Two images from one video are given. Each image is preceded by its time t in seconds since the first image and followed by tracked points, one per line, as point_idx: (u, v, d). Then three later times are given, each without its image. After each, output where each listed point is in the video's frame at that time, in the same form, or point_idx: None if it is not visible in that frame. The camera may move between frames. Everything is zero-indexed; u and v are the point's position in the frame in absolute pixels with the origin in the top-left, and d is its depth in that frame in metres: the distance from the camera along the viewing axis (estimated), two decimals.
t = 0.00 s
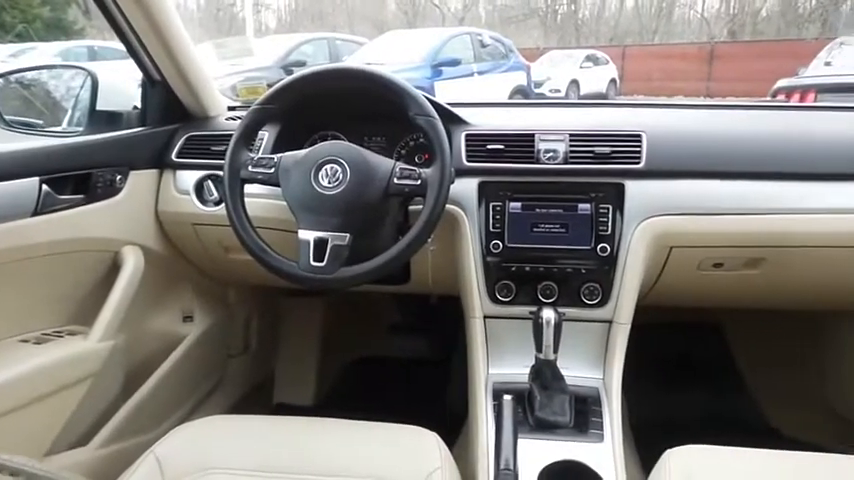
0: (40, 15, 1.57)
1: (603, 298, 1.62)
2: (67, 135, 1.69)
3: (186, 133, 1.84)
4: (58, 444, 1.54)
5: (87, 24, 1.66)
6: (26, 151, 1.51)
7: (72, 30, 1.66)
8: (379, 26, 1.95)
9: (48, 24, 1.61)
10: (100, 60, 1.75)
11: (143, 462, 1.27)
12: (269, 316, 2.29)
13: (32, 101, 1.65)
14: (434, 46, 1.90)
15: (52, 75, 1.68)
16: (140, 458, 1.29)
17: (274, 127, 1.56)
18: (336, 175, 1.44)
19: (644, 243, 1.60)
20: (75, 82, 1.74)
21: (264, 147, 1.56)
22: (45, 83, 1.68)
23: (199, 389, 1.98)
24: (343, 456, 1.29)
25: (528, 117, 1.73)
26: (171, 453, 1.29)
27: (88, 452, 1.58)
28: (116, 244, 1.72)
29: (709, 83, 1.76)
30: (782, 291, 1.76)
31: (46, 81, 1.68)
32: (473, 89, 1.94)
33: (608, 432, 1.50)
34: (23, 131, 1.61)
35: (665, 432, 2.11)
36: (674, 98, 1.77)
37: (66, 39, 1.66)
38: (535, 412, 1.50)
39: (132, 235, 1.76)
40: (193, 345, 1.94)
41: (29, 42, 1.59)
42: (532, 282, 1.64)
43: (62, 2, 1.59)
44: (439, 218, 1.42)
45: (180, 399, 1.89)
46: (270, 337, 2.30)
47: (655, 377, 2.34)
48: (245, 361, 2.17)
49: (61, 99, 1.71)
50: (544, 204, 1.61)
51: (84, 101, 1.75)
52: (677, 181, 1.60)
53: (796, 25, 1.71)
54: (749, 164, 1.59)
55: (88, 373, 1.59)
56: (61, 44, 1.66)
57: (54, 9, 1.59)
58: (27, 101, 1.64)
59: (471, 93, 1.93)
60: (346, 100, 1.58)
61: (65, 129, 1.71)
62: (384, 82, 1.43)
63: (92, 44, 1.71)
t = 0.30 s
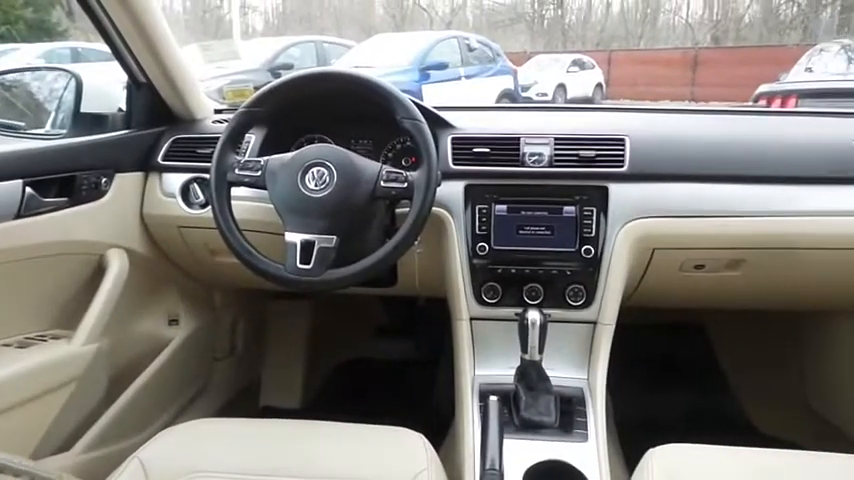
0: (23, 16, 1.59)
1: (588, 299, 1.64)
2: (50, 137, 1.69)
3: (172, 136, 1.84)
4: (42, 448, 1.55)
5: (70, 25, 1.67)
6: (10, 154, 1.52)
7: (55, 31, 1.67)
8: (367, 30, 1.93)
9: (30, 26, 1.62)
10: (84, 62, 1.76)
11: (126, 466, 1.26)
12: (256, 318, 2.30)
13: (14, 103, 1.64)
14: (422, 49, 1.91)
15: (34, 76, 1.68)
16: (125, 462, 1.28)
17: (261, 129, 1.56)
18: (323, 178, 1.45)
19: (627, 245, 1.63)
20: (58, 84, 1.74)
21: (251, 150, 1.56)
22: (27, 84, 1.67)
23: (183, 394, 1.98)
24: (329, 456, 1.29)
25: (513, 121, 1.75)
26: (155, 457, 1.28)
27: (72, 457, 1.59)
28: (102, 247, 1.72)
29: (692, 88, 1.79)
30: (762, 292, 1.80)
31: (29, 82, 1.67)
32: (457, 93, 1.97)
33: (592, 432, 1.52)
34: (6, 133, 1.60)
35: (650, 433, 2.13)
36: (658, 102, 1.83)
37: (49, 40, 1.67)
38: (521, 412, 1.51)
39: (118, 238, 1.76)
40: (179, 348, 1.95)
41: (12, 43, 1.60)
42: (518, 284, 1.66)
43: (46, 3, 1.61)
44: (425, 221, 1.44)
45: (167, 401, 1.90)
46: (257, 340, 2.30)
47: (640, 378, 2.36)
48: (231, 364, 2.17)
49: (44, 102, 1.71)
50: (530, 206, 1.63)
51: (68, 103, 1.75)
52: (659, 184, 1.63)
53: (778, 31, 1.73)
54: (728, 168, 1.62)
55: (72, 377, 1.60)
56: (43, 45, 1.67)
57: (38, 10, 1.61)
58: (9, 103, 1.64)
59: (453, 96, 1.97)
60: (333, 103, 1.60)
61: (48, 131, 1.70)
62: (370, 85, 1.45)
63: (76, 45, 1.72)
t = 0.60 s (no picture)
0: (3, 17, 1.58)
1: (573, 302, 1.66)
2: (33, 140, 1.66)
3: (157, 139, 1.84)
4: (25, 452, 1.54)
5: (51, 27, 1.66)
6: None
7: (37, 33, 1.65)
8: (352, 34, 1.96)
9: (11, 27, 1.60)
10: (65, 63, 1.75)
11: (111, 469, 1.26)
12: (241, 322, 2.29)
13: None
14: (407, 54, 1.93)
15: (15, 78, 1.66)
16: (110, 466, 1.27)
17: (246, 133, 1.55)
18: (310, 181, 1.45)
19: (611, 249, 1.64)
20: (39, 87, 1.72)
21: (237, 153, 1.56)
22: (8, 86, 1.65)
23: (167, 400, 1.96)
24: (317, 457, 1.28)
25: (499, 125, 1.76)
26: (140, 461, 1.27)
27: (55, 461, 1.58)
28: (86, 250, 1.71)
29: (676, 94, 1.80)
30: (744, 295, 1.82)
31: (9, 85, 1.65)
32: (446, 97, 1.97)
33: (577, 434, 1.53)
34: None
35: (635, 434, 2.14)
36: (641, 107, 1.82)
37: (30, 42, 1.65)
38: (507, 415, 1.53)
39: (103, 242, 1.76)
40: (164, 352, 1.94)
41: None
42: (504, 287, 1.67)
43: (28, 5, 1.59)
44: (412, 224, 1.44)
45: (152, 406, 1.89)
46: (242, 344, 2.30)
47: (625, 382, 2.38)
48: (216, 368, 2.17)
49: (25, 104, 1.69)
50: (515, 210, 1.64)
51: (50, 105, 1.73)
52: (643, 188, 1.64)
53: (759, 38, 1.75)
54: (711, 172, 1.65)
55: (56, 381, 1.59)
56: (25, 47, 1.65)
57: (19, 12, 1.59)
58: None
59: (440, 100, 1.97)
60: (319, 107, 1.60)
61: (30, 134, 1.68)
62: (356, 89, 1.45)
63: (58, 47, 1.71)
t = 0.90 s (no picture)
0: None
1: (560, 303, 1.67)
2: (20, 141, 1.66)
3: (144, 141, 1.83)
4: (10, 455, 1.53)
5: (36, 27, 1.65)
6: None
7: (21, 34, 1.64)
8: (340, 36, 1.97)
9: None
10: (50, 64, 1.73)
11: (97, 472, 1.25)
12: (230, 323, 2.29)
13: None
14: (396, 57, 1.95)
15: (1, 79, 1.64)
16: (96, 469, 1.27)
17: (234, 135, 1.55)
18: (297, 184, 1.44)
19: (598, 251, 1.66)
20: (25, 87, 1.70)
21: (224, 155, 1.54)
22: None
23: (154, 402, 1.96)
24: (305, 459, 1.28)
25: (486, 128, 1.77)
26: (127, 464, 1.27)
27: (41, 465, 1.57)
28: (72, 253, 1.71)
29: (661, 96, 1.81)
30: (728, 297, 1.84)
31: None
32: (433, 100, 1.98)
33: (564, 434, 1.54)
34: None
35: (622, 436, 2.15)
36: (627, 111, 1.85)
37: (15, 42, 1.64)
38: (495, 416, 1.53)
39: (90, 244, 1.75)
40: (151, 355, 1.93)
41: None
42: (491, 289, 1.68)
43: (14, 5, 1.58)
44: (400, 226, 1.44)
45: (139, 408, 1.89)
46: (230, 346, 2.30)
47: (610, 382, 2.40)
48: (203, 372, 2.16)
49: (10, 105, 1.67)
50: (503, 213, 1.65)
51: (36, 106, 1.72)
52: (629, 191, 1.66)
53: (743, 41, 1.80)
54: (695, 175, 1.66)
55: (41, 384, 1.58)
56: (10, 47, 1.64)
57: (4, 12, 1.58)
58: None
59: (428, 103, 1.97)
60: (306, 109, 1.60)
61: (15, 135, 1.66)
62: (345, 91, 1.46)
63: (43, 47, 1.69)
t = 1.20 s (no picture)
0: None
1: (548, 303, 1.67)
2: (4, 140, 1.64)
3: (129, 141, 1.82)
4: None
5: (19, 28, 1.63)
6: None
7: (4, 35, 1.62)
8: (328, 38, 1.94)
9: None
10: (34, 65, 1.73)
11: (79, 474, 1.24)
12: (216, 325, 2.27)
13: None
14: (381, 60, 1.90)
15: None
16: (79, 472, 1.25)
17: (220, 135, 1.54)
18: (284, 183, 1.44)
19: (585, 250, 1.66)
20: (8, 89, 1.68)
21: (210, 155, 1.53)
22: None
23: (139, 405, 1.94)
24: (291, 459, 1.28)
25: (474, 128, 1.77)
26: (110, 466, 1.25)
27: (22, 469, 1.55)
28: (55, 254, 1.69)
29: (648, 99, 1.82)
30: (714, 297, 1.84)
31: None
32: (421, 103, 1.96)
33: (552, 434, 1.54)
34: None
35: (610, 435, 2.15)
36: (615, 112, 1.85)
37: None
38: (483, 416, 1.53)
39: (73, 245, 1.74)
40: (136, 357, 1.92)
41: None
42: (479, 289, 1.68)
43: None
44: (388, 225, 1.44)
45: (123, 411, 1.87)
46: (217, 348, 2.28)
47: (597, 383, 2.40)
48: (188, 374, 2.15)
49: None
50: (491, 213, 1.65)
51: (19, 107, 1.70)
52: (616, 191, 1.66)
53: (729, 46, 1.79)
54: (682, 175, 1.67)
55: (23, 387, 1.57)
56: None
57: None
58: None
59: (417, 105, 1.96)
60: (293, 109, 1.59)
61: None
62: (332, 91, 1.45)
63: (27, 49, 1.68)
